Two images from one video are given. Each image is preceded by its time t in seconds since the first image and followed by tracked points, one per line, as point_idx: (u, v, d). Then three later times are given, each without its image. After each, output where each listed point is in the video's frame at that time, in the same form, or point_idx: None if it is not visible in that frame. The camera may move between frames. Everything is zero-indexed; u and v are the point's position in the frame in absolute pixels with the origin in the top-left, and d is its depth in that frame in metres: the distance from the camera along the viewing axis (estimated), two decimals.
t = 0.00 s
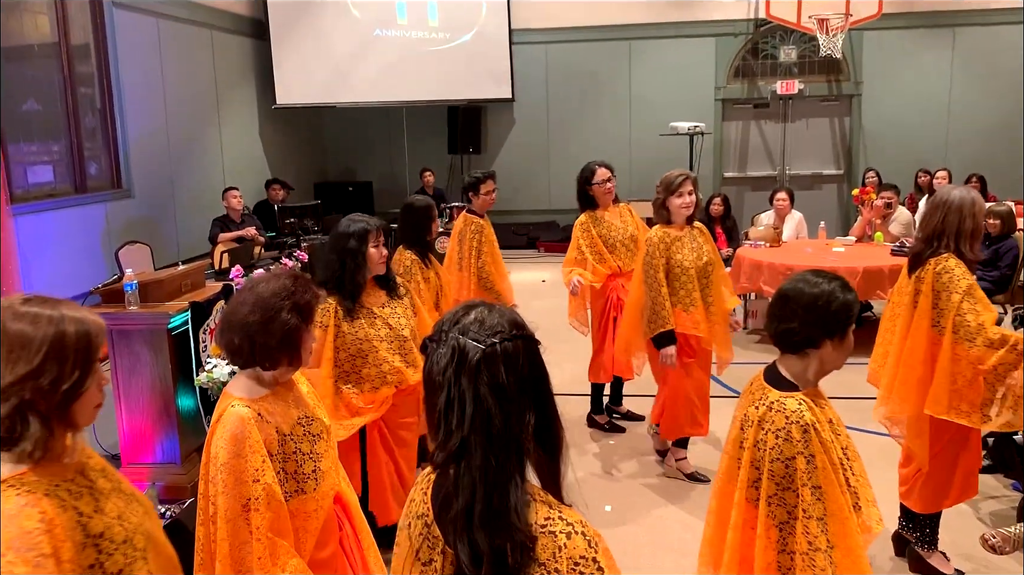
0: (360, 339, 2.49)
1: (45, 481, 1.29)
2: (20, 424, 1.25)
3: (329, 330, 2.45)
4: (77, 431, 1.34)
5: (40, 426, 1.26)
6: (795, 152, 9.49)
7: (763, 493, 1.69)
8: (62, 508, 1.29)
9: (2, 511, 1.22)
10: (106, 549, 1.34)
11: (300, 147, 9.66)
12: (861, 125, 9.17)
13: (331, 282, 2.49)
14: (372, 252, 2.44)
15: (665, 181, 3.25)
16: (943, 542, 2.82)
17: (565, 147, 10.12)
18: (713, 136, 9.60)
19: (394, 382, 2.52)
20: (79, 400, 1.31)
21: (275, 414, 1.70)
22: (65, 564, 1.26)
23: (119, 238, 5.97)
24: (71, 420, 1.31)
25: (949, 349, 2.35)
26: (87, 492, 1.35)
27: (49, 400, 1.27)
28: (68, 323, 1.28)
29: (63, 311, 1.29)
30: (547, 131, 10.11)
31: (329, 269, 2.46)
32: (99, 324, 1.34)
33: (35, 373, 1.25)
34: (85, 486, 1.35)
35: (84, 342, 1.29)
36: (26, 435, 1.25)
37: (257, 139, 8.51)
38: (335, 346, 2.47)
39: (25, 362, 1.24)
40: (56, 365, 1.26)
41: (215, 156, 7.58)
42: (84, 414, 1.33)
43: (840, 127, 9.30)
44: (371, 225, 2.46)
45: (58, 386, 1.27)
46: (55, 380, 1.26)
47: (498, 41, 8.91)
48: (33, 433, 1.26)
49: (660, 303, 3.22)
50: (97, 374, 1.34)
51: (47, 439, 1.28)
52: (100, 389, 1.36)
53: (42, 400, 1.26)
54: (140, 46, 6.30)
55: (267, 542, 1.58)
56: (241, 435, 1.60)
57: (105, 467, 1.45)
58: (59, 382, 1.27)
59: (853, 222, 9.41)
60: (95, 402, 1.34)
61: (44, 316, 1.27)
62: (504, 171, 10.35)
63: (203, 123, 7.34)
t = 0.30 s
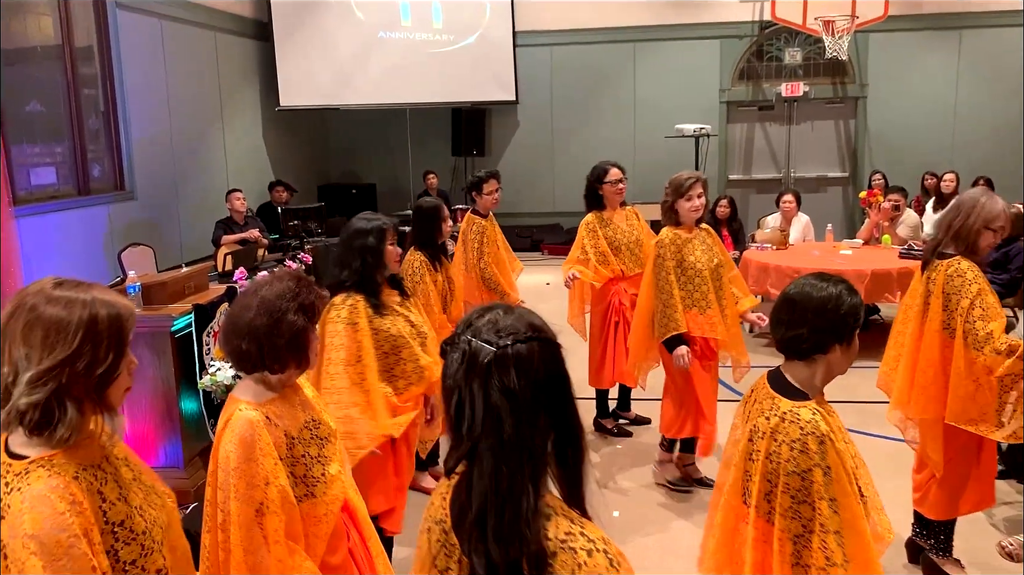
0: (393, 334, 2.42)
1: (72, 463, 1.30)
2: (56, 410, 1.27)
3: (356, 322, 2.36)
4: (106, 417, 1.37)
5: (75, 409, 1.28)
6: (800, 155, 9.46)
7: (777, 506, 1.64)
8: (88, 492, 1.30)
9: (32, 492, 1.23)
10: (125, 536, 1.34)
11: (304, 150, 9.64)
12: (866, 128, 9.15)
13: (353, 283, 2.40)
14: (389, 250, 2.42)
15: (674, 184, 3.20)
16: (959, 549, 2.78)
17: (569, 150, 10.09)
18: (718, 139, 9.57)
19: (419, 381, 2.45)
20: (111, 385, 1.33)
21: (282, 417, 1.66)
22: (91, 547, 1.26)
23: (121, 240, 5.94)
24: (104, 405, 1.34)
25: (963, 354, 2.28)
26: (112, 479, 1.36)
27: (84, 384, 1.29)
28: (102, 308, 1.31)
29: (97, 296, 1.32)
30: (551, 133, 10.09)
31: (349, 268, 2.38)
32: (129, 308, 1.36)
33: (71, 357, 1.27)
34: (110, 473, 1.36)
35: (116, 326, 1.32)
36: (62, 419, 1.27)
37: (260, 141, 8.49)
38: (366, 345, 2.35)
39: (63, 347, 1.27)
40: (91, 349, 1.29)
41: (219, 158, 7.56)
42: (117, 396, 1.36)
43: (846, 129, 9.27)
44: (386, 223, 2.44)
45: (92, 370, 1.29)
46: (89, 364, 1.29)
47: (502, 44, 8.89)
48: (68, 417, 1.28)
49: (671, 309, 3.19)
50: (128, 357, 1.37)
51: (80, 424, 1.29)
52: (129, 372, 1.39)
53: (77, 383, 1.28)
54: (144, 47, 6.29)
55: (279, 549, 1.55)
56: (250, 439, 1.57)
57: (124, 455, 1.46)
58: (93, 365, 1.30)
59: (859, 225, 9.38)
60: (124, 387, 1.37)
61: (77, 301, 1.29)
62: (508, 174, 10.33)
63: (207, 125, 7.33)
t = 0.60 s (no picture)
0: (409, 347, 2.47)
1: (58, 464, 1.27)
2: (54, 412, 1.24)
3: (383, 327, 2.32)
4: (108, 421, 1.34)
5: (73, 412, 1.26)
6: (805, 156, 9.42)
7: (785, 517, 1.54)
8: (57, 498, 1.25)
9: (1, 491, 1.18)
10: (99, 544, 1.30)
11: (307, 151, 9.61)
12: (871, 129, 9.10)
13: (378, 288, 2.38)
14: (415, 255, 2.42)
15: (683, 183, 3.15)
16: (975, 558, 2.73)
17: (573, 151, 10.04)
18: (723, 140, 9.52)
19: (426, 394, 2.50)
20: (114, 391, 1.31)
21: (294, 414, 1.63)
22: (52, 554, 1.22)
23: (123, 242, 5.90)
24: (106, 407, 1.32)
25: (963, 365, 2.25)
26: (95, 486, 1.32)
27: (85, 390, 1.27)
28: (108, 311, 1.30)
29: (105, 299, 1.30)
30: (555, 134, 10.05)
31: (382, 273, 2.35)
32: (139, 313, 1.34)
33: (73, 361, 1.25)
34: (92, 481, 1.31)
35: (122, 332, 1.30)
36: (60, 421, 1.25)
37: (263, 142, 8.45)
38: (393, 355, 2.32)
39: (65, 349, 1.25)
40: (94, 354, 1.27)
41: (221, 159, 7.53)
42: (120, 400, 1.34)
43: (851, 130, 9.23)
44: (410, 227, 2.44)
45: (92, 376, 1.27)
46: (90, 370, 1.27)
47: (506, 45, 8.86)
48: (66, 419, 1.25)
49: (683, 313, 3.15)
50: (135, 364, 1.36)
51: (75, 426, 1.27)
52: (135, 376, 1.38)
53: (76, 387, 1.26)
54: (147, 47, 6.26)
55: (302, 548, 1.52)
56: (270, 433, 1.53)
57: (129, 458, 1.43)
58: (95, 371, 1.28)
59: (865, 226, 9.34)
60: (125, 394, 1.34)
61: (85, 303, 1.28)
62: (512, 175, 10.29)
63: (210, 125, 7.29)
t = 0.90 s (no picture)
0: (413, 349, 2.48)
1: (33, 457, 1.26)
2: (31, 408, 1.24)
3: (391, 331, 2.33)
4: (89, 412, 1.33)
5: (51, 406, 1.25)
6: (809, 156, 9.40)
7: (774, 500, 1.53)
8: (26, 492, 1.24)
9: None
10: (71, 535, 1.28)
11: (309, 150, 9.60)
12: (875, 128, 9.08)
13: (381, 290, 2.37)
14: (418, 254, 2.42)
15: (686, 187, 3.11)
16: (979, 558, 2.72)
17: (575, 151, 10.02)
18: (726, 139, 9.51)
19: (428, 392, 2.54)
20: (94, 382, 1.29)
21: (320, 395, 1.71)
22: (12, 548, 1.21)
23: (124, 241, 5.90)
24: (86, 399, 1.30)
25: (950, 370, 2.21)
26: (70, 480, 1.31)
27: (61, 382, 1.25)
28: (82, 303, 1.27)
29: (79, 290, 1.27)
30: (557, 134, 10.03)
31: (387, 274, 2.34)
32: (114, 305, 1.31)
33: (49, 357, 1.24)
34: (67, 475, 1.30)
35: (96, 324, 1.27)
36: (38, 417, 1.24)
37: (265, 142, 8.46)
38: (400, 356, 2.34)
39: (36, 346, 1.23)
40: (67, 349, 1.25)
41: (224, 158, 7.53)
42: (99, 393, 1.33)
43: (855, 130, 9.21)
44: (413, 226, 2.44)
45: (70, 370, 1.26)
46: (68, 365, 1.25)
47: (509, 45, 8.85)
48: (44, 415, 1.24)
49: (689, 313, 3.13)
50: (114, 355, 1.34)
51: (56, 420, 1.26)
52: (118, 367, 1.36)
53: (53, 381, 1.24)
54: (148, 47, 6.25)
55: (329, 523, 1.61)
56: (304, 414, 1.61)
57: (117, 453, 1.45)
58: (71, 366, 1.26)
59: (868, 227, 9.33)
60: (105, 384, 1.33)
61: (57, 295, 1.25)
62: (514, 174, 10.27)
63: (212, 124, 7.29)
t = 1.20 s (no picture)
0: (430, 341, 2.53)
1: None
2: None
3: (409, 329, 2.40)
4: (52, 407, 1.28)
5: (9, 400, 1.22)
6: (813, 155, 9.39)
7: (758, 475, 1.60)
8: None
9: None
10: (33, 542, 1.25)
11: (311, 150, 9.59)
12: (879, 126, 9.07)
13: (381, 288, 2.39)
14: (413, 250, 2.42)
15: (672, 181, 3.11)
16: (985, 558, 2.70)
17: (578, 151, 10.00)
18: (730, 139, 9.49)
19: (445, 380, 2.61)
20: (53, 374, 1.26)
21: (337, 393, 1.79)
22: None
23: (126, 240, 5.89)
24: (47, 392, 1.26)
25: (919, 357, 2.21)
26: (33, 483, 1.28)
27: (18, 375, 1.22)
28: (33, 293, 1.23)
29: (29, 280, 1.23)
30: (560, 134, 10.01)
31: (386, 271, 2.35)
32: (67, 291, 1.27)
33: (3, 348, 1.20)
34: (30, 477, 1.27)
35: (49, 313, 1.23)
36: None
37: (268, 142, 8.45)
38: (419, 352, 2.43)
39: None
40: (21, 341, 1.22)
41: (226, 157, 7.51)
42: (60, 385, 1.28)
43: (859, 129, 9.19)
44: (407, 225, 2.46)
45: (25, 361, 1.22)
46: (23, 356, 1.22)
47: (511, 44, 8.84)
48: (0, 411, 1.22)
49: (686, 308, 3.17)
50: (76, 341, 1.30)
51: (15, 417, 1.23)
52: (80, 357, 1.32)
53: (10, 376, 1.21)
54: (150, 45, 6.25)
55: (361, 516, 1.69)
56: (325, 411, 1.67)
57: (89, 455, 1.40)
58: (26, 359, 1.22)
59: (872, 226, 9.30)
60: (68, 375, 1.29)
61: (5, 286, 1.20)
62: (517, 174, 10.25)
63: (214, 123, 7.27)
